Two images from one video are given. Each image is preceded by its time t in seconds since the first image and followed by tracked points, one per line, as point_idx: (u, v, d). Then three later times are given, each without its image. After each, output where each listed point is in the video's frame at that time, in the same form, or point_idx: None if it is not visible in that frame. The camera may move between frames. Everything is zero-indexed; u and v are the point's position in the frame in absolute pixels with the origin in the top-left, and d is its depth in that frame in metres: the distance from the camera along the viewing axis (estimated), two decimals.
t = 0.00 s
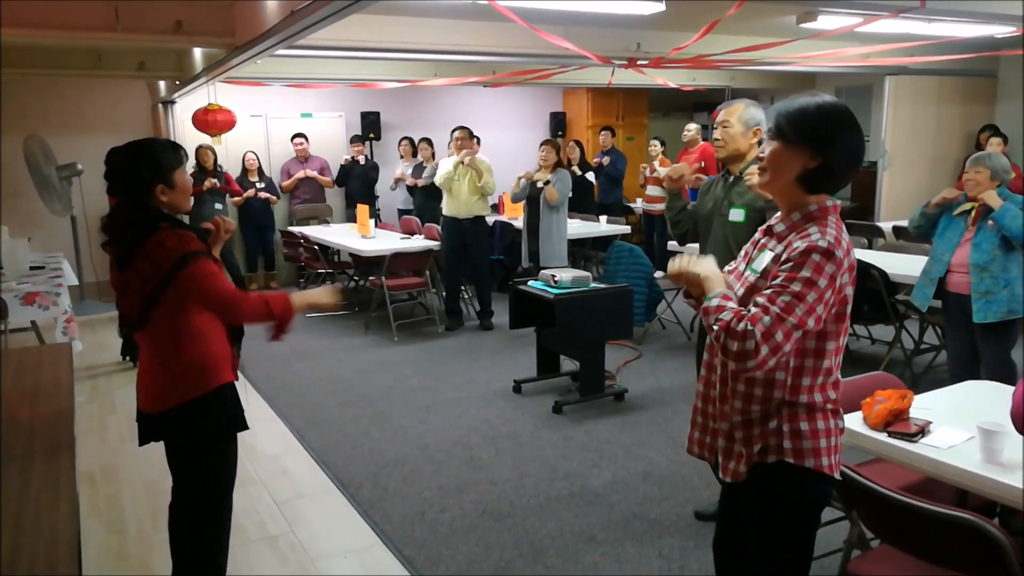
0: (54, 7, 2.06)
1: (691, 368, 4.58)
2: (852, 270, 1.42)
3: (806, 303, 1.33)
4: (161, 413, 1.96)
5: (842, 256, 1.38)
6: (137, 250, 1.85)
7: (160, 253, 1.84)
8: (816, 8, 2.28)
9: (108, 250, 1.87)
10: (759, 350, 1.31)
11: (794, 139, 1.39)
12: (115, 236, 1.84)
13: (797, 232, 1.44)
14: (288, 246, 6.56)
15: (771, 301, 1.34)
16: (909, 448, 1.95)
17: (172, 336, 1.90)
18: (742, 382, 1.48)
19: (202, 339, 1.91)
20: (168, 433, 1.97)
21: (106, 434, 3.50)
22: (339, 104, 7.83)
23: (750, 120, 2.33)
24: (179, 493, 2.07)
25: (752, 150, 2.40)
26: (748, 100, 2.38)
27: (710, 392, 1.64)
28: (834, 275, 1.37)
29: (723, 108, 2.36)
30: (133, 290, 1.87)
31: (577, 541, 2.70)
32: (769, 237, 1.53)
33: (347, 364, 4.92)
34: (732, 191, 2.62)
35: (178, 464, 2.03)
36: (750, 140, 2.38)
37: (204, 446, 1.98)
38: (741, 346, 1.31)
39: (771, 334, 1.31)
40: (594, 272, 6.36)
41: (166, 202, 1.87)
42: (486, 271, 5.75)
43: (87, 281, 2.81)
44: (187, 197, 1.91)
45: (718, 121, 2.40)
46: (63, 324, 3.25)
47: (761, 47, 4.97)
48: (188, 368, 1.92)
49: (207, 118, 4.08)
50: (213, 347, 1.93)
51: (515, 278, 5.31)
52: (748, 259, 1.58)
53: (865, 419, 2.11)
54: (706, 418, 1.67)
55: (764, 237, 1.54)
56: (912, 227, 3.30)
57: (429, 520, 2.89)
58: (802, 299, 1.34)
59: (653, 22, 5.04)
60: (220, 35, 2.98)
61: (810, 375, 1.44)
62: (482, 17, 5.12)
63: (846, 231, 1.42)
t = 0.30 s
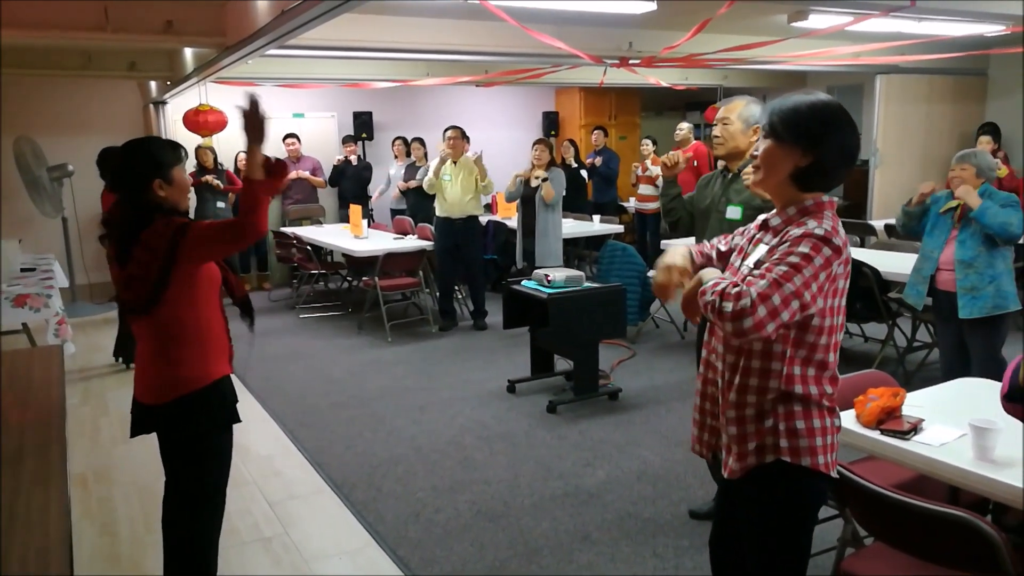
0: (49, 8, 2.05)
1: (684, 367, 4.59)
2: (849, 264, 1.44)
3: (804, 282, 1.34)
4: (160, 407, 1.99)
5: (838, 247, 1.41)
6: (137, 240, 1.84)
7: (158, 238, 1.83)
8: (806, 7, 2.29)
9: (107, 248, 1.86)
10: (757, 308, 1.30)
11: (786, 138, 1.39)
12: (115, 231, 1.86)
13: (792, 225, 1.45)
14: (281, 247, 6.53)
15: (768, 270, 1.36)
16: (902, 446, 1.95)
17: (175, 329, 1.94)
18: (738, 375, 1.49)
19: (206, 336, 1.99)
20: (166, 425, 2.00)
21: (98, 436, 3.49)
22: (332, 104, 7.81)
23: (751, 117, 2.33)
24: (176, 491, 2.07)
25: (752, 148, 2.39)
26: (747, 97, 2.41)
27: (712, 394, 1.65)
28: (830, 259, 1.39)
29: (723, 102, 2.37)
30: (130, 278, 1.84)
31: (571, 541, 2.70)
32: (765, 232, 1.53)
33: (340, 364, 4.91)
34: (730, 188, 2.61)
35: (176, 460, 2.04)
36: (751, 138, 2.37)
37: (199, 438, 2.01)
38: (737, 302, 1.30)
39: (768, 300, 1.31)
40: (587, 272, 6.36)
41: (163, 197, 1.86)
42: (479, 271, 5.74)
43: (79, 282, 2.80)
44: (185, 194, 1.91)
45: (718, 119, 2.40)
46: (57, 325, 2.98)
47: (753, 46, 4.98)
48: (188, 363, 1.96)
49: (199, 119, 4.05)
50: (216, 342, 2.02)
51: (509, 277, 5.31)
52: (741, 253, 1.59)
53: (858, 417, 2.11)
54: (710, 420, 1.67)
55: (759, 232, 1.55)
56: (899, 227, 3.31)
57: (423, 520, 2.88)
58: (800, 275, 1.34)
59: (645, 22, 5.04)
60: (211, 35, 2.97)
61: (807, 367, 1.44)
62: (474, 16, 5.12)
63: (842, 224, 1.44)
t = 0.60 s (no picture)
0: (40, 10, 2.04)
1: (679, 368, 4.59)
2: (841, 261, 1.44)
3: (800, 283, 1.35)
4: (153, 403, 1.98)
5: (826, 241, 1.40)
6: (128, 240, 1.87)
7: (147, 238, 1.85)
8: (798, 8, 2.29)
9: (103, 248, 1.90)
10: (760, 317, 1.32)
11: (772, 141, 1.41)
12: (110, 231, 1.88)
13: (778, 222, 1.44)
14: (275, 249, 6.52)
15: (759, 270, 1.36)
16: (893, 447, 1.95)
17: (168, 328, 1.93)
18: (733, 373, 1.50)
19: (197, 332, 1.97)
20: (160, 424, 2.00)
21: (92, 439, 3.48)
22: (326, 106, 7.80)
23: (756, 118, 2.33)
24: (169, 493, 2.07)
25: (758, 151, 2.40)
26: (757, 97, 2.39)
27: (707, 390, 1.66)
28: (819, 254, 1.39)
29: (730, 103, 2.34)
30: (122, 278, 1.86)
31: (565, 543, 2.70)
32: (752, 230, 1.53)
33: (335, 367, 4.90)
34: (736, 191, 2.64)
35: (171, 459, 2.03)
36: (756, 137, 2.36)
37: (193, 437, 2.01)
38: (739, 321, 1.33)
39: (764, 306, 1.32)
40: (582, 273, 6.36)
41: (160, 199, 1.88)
42: (474, 273, 5.74)
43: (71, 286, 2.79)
44: (182, 199, 1.93)
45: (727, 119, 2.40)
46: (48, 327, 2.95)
47: (746, 47, 4.99)
48: (179, 362, 1.96)
49: (192, 121, 4.03)
50: (210, 340, 2.01)
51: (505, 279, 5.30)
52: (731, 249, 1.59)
53: (851, 418, 2.11)
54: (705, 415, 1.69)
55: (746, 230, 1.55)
56: (889, 228, 3.37)
57: (417, 523, 2.88)
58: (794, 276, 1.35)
59: (639, 23, 5.05)
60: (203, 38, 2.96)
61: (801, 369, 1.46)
62: (468, 18, 5.12)
63: (829, 221, 1.43)
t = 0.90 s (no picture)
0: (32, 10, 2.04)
1: (674, 368, 4.59)
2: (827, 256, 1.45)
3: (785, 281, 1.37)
4: (146, 404, 1.98)
5: (814, 241, 1.42)
6: (116, 242, 1.88)
7: (132, 241, 1.86)
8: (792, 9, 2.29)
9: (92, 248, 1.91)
10: (746, 316, 1.33)
11: (760, 139, 1.41)
12: (99, 233, 1.89)
13: (769, 222, 1.47)
14: (270, 249, 6.50)
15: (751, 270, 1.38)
16: (888, 446, 1.96)
17: (160, 330, 1.93)
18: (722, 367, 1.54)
19: (184, 334, 1.96)
20: (155, 424, 1.99)
21: (86, 440, 3.47)
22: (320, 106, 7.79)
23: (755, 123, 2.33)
24: (167, 492, 2.07)
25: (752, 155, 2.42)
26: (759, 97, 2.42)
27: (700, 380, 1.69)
28: (807, 254, 1.41)
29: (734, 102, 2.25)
30: (109, 280, 1.86)
31: (561, 543, 2.70)
32: (744, 229, 1.55)
33: (330, 367, 4.89)
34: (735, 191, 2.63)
35: (167, 461, 2.03)
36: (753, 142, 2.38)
37: (189, 437, 2.00)
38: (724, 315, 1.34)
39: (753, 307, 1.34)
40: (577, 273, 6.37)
41: (149, 203, 1.88)
42: (469, 273, 5.73)
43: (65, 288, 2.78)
44: (171, 205, 1.93)
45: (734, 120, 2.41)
46: (42, 329, 2.94)
47: (740, 47, 5.00)
48: (170, 365, 1.95)
49: (186, 122, 4.01)
50: (201, 342, 2.00)
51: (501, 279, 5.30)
52: (723, 247, 1.61)
53: (846, 417, 2.12)
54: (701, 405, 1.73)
55: (737, 230, 1.56)
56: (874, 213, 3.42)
57: (412, 523, 2.88)
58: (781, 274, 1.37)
59: (632, 23, 5.05)
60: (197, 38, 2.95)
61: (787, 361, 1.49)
62: (462, 18, 5.12)
63: (819, 221, 1.45)
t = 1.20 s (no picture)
0: (23, 8, 2.02)
1: (668, 368, 4.60)
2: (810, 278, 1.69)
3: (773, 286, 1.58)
4: (134, 403, 1.98)
5: (802, 243, 1.59)
6: (100, 241, 1.88)
7: (116, 241, 1.86)
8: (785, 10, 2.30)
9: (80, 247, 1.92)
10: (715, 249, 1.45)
11: (753, 145, 1.57)
12: (85, 233, 1.89)
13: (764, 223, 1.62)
14: (263, 249, 6.48)
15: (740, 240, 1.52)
16: (880, 445, 1.96)
17: (147, 328, 1.93)
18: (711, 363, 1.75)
19: (169, 333, 1.95)
20: (144, 423, 1.99)
21: (77, 441, 3.45)
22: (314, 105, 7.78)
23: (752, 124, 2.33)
24: (158, 492, 2.07)
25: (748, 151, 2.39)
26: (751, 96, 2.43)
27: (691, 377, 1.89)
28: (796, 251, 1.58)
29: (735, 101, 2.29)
30: (95, 278, 1.88)
31: (554, 543, 2.70)
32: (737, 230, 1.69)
33: (323, 367, 4.88)
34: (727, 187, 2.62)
35: (158, 461, 2.02)
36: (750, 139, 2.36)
37: (178, 437, 1.99)
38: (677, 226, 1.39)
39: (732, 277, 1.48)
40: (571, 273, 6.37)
41: (135, 202, 1.88)
42: (463, 273, 5.72)
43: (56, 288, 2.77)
44: (159, 203, 1.93)
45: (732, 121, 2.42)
46: (33, 330, 2.93)
47: (734, 48, 5.00)
48: (158, 364, 1.95)
49: (179, 121, 3.99)
50: (189, 341, 1.99)
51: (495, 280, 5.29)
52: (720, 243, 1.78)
53: (838, 416, 2.13)
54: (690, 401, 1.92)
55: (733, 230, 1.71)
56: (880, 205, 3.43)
57: (405, 523, 2.87)
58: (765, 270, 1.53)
59: (626, 23, 5.06)
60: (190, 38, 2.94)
61: (767, 363, 1.73)
62: (456, 18, 5.12)
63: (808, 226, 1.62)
